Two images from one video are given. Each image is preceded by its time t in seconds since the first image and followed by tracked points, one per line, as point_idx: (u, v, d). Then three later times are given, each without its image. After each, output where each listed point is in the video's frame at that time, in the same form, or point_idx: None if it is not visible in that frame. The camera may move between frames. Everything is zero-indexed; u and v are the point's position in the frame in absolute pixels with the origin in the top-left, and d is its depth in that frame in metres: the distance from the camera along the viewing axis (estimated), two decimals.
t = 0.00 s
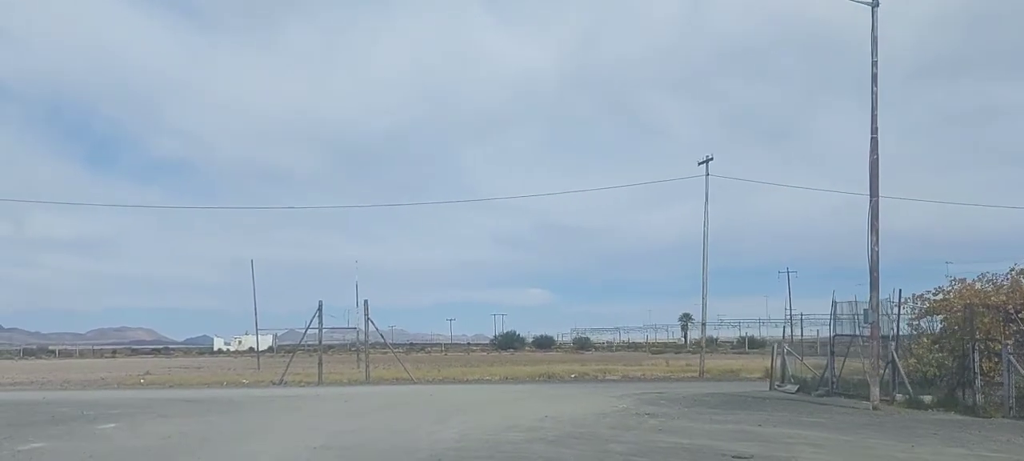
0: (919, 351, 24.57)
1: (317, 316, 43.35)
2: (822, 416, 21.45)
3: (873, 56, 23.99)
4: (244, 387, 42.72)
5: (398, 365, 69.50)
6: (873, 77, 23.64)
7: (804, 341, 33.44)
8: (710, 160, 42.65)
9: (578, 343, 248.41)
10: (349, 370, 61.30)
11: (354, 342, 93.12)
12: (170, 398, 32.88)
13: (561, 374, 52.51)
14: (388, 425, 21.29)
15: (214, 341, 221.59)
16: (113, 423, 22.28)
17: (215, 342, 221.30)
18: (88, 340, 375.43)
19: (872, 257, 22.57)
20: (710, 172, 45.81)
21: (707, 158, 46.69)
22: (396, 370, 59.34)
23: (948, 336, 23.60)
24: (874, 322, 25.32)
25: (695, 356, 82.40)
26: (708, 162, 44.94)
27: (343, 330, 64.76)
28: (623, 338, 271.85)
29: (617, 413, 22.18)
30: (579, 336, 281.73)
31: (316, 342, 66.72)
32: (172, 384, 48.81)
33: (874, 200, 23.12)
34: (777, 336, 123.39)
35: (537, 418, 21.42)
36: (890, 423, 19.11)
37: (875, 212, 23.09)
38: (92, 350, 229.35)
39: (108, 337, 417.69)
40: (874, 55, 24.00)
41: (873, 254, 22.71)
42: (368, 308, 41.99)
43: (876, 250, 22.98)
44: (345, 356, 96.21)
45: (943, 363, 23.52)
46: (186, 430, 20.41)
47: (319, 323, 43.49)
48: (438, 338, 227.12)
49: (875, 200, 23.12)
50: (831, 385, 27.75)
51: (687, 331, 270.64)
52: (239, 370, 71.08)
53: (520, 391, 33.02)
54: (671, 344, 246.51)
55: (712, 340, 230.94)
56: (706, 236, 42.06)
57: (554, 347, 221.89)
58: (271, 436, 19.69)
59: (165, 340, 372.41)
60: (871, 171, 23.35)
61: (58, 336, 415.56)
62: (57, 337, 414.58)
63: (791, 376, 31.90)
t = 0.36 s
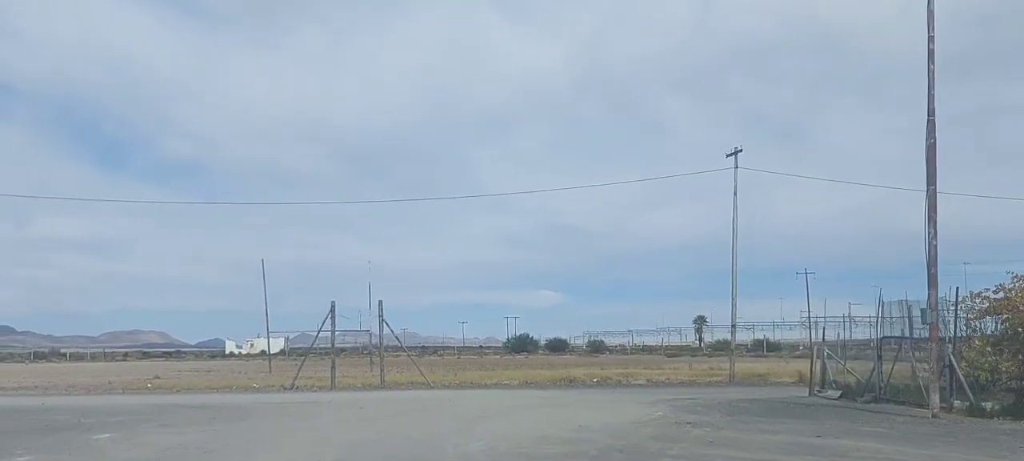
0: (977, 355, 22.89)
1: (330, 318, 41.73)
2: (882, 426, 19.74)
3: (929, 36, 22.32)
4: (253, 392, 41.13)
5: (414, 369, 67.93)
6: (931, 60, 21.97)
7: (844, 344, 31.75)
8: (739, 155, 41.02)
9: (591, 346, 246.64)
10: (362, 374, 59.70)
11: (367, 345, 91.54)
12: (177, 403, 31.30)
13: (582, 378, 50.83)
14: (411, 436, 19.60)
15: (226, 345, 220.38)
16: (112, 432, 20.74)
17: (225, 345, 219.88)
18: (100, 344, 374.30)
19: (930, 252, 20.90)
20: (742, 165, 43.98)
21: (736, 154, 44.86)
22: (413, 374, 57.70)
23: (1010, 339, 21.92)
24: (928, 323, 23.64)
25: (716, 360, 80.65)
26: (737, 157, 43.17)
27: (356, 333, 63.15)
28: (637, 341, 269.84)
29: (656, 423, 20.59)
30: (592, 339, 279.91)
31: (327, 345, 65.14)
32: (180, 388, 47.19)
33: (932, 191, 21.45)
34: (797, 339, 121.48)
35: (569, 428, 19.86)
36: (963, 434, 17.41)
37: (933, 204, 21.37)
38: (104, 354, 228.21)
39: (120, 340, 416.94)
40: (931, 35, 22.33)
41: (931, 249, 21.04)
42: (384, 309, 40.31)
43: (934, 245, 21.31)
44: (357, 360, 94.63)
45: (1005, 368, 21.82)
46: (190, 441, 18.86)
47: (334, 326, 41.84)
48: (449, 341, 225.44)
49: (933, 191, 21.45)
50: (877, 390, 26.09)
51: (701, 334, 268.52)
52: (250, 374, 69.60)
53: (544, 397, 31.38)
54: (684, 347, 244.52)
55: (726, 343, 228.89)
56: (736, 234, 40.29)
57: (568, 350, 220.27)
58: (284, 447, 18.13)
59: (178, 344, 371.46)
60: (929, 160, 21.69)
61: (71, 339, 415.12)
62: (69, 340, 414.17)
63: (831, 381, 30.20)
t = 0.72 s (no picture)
0: None
1: (342, 315, 40.20)
2: (946, 433, 18.09)
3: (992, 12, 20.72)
4: (262, 393, 39.62)
5: (426, 367, 66.28)
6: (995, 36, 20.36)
7: (886, 343, 30.13)
8: (767, 144, 39.26)
9: (603, 345, 244.96)
10: (373, 373, 58.13)
11: (378, 344, 89.96)
12: (181, 405, 29.78)
13: (603, 377, 49.20)
14: (429, 443, 18.03)
15: (237, 343, 219.05)
16: (108, 437, 19.24)
17: (234, 344, 218.55)
18: (110, 342, 373.31)
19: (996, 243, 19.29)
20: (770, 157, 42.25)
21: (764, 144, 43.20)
22: (426, 373, 56.07)
23: None
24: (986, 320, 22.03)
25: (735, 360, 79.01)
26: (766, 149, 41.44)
27: (367, 331, 61.60)
28: (648, 339, 267.88)
29: (697, 428, 19.09)
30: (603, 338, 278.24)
31: (338, 344, 63.60)
32: (185, 388, 45.63)
33: (998, 177, 19.84)
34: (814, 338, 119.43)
35: (604, 434, 18.35)
36: None
37: (998, 191, 19.77)
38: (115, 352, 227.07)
39: (130, 338, 416.46)
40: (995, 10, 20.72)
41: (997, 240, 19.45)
42: (397, 307, 38.70)
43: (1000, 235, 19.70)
44: (368, 359, 93.14)
45: None
46: (191, 448, 17.38)
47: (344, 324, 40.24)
48: (460, 340, 223.91)
49: (998, 177, 19.85)
50: (928, 392, 24.47)
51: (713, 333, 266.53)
52: (258, 373, 68.03)
53: (567, 398, 29.79)
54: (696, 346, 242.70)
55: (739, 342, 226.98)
56: (767, 229, 38.56)
57: (580, 349, 218.48)
58: (293, 455, 16.63)
59: (188, 343, 370.35)
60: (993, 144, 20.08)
61: (81, 337, 414.41)
62: (79, 338, 413.38)
63: (872, 382, 28.60)
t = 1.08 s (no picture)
0: None
1: (353, 311, 38.62)
2: (1016, 438, 16.62)
3: None
4: (269, 392, 38.07)
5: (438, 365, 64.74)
6: None
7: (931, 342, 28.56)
8: (797, 132, 37.68)
9: (614, 342, 243.38)
10: (384, 372, 56.50)
11: (388, 341, 88.48)
12: (185, 406, 28.35)
13: (623, 376, 47.49)
14: (451, 449, 16.58)
15: (246, 341, 217.75)
16: (100, 443, 17.71)
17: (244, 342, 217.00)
18: (119, 341, 372.48)
19: None
20: (798, 147, 40.71)
21: (792, 134, 41.61)
22: (438, 372, 54.55)
23: None
24: None
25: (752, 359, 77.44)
26: (795, 137, 39.80)
27: (376, 329, 60.04)
28: (659, 337, 266.12)
29: (743, 434, 17.58)
30: (613, 336, 276.63)
31: (347, 342, 62.04)
32: (190, 387, 44.17)
33: None
34: (831, 336, 117.69)
35: (642, 441, 16.82)
36: None
37: None
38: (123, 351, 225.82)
39: (139, 336, 415.81)
40: None
41: None
42: (408, 301, 37.22)
43: None
44: (378, 357, 91.60)
45: None
46: (189, 455, 15.82)
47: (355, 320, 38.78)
48: (469, 338, 222.25)
49: None
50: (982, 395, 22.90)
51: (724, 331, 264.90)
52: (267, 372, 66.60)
53: (592, 399, 28.21)
54: (708, 343, 240.96)
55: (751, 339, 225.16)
56: (796, 219, 36.97)
57: (591, 347, 216.76)
58: None
59: (197, 341, 369.29)
60: None
61: (90, 335, 413.69)
62: (88, 336, 412.68)
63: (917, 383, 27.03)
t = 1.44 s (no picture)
0: None
1: (362, 312, 36.95)
2: None
3: None
4: (274, 395, 36.45)
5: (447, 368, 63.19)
6: None
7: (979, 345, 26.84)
8: (824, 126, 36.25)
9: (623, 345, 241.53)
10: (394, 375, 54.80)
11: (396, 343, 86.98)
12: (185, 411, 26.81)
13: (642, 379, 45.77)
14: None
15: (251, 343, 216.50)
16: (89, 454, 16.11)
17: (251, 344, 215.52)
18: (126, 343, 371.24)
19: None
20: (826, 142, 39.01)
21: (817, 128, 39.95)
22: (448, 374, 53.12)
23: None
24: None
25: (770, 361, 75.68)
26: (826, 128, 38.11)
27: (386, 330, 58.35)
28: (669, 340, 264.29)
29: (795, 446, 15.98)
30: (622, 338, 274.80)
31: (355, 344, 60.39)
32: (191, 390, 42.54)
33: None
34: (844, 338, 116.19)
35: (686, 454, 15.22)
36: None
37: None
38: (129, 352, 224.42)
39: (146, 338, 414.86)
40: None
41: None
42: (419, 301, 35.56)
43: None
44: (386, 359, 89.97)
45: None
46: None
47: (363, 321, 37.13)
48: (478, 340, 220.64)
49: None
50: None
51: (734, 334, 263.01)
52: (274, 373, 64.98)
53: (616, 405, 26.55)
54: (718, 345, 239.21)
55: (762, 343, 223.28)
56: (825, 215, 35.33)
57: (598, 349, 215.10)
58: None
59: (204, 343, 367.87)
60: None
61: (97, 337, 412.93)
62: (95, 337, 411.73)
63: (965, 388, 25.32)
